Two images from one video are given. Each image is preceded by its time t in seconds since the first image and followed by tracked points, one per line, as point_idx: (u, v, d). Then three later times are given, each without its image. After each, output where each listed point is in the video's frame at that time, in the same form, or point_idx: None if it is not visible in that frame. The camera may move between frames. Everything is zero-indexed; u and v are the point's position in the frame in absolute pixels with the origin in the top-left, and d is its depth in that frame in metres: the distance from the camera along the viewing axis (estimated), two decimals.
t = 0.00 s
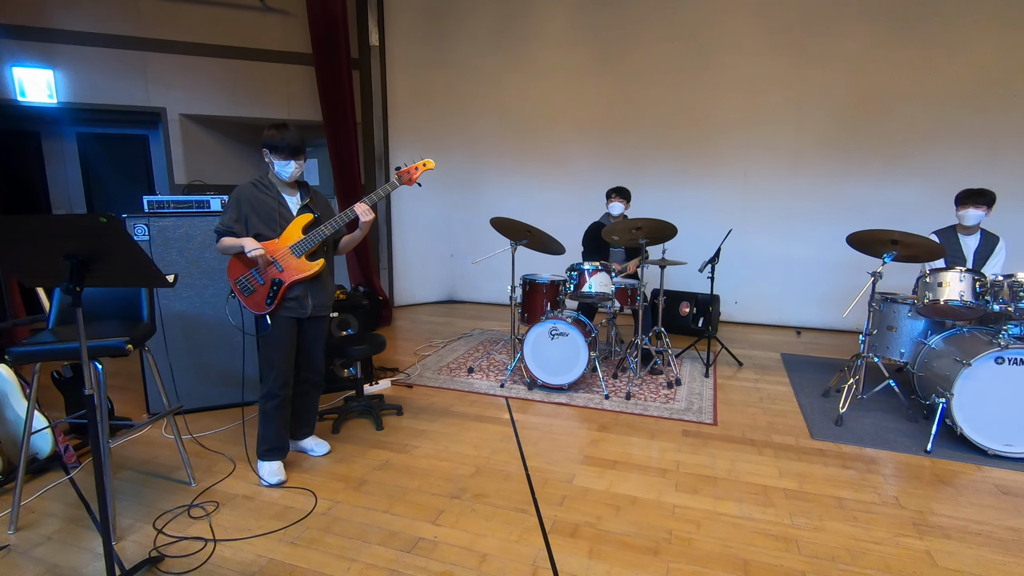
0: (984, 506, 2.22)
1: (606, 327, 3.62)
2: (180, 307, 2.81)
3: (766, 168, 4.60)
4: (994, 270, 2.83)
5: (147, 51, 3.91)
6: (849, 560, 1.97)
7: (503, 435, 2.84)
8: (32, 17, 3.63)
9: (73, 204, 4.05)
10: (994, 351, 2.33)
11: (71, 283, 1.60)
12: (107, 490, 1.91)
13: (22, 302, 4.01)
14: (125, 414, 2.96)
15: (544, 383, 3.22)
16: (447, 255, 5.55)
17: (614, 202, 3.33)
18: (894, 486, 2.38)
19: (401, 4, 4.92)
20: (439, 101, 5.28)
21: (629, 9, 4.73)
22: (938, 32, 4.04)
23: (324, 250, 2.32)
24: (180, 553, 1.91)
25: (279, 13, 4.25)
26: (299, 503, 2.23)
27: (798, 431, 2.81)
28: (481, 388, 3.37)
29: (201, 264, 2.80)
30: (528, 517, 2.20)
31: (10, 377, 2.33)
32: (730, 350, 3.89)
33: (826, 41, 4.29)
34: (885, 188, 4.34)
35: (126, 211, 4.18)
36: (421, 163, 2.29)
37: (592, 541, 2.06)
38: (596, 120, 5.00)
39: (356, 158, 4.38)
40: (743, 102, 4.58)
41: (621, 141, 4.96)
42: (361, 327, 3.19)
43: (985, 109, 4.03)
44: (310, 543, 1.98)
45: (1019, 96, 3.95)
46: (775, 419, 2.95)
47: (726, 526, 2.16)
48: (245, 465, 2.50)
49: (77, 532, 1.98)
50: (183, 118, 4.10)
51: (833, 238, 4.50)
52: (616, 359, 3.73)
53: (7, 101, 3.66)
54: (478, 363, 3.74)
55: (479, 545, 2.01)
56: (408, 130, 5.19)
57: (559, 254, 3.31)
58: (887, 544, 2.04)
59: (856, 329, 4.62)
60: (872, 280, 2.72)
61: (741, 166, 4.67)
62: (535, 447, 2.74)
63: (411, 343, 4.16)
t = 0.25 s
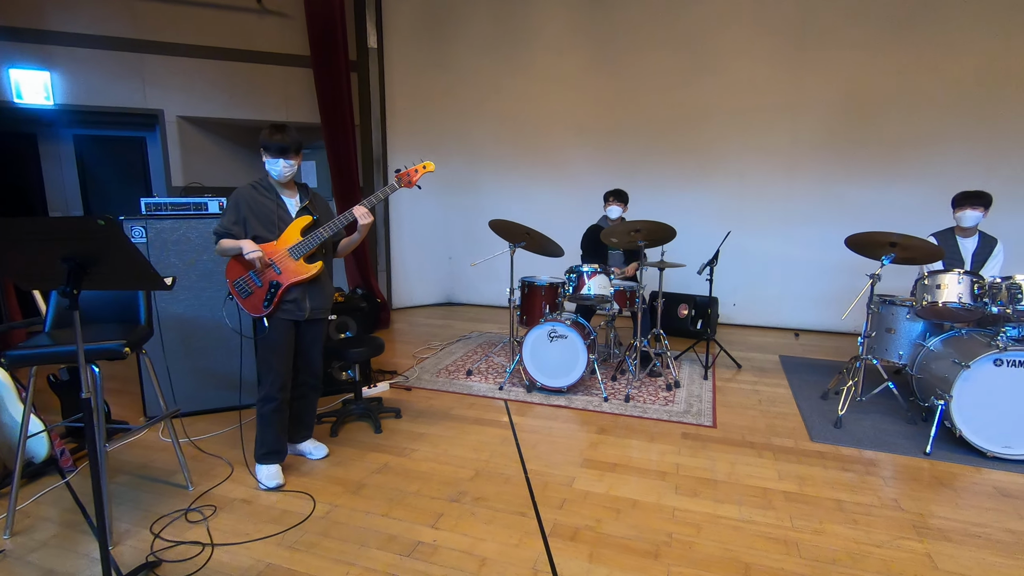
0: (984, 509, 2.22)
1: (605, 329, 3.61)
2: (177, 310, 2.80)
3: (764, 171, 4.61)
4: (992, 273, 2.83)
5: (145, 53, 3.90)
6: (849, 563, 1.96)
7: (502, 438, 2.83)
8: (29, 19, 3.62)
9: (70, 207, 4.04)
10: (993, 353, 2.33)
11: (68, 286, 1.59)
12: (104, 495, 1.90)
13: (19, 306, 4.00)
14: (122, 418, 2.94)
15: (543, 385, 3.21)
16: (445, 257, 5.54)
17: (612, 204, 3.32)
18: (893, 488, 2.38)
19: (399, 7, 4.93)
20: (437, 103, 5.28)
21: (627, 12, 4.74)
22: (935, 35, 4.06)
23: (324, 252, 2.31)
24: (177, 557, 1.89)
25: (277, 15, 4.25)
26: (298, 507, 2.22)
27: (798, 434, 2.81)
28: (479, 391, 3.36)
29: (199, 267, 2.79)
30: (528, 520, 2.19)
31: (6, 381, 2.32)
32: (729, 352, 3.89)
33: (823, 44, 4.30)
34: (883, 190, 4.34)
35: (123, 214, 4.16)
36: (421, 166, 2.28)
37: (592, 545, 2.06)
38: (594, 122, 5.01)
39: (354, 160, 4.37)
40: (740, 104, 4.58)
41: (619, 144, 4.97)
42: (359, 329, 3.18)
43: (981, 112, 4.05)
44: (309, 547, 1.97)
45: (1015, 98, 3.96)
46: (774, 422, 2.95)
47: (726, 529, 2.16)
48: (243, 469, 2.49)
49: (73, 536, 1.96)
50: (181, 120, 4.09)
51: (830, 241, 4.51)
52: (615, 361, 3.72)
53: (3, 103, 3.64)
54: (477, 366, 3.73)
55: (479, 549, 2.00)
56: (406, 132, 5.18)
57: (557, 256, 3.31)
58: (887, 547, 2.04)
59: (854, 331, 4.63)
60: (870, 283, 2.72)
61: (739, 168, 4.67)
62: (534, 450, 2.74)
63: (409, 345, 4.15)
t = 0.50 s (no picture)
0: (973, 508, 2.23)
1: (597, 331, 3.61)
2: (166, 314, 2.77)
3: (754, 173, 4.64)
4: (978, 273, 2.84)
5: (133, 55, 3.87)
6: (840, 563, 1.97)
7: (495, 441, 2.82)
8: (15, 20, 3.58)
9: (56, 210, 3.99)
10: (980, 353, 2.35)
11: (52, 291, 1.57)
12: (90, 502, 1.87)
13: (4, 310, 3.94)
14: (110, 423, 2.91)
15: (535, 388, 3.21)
16: (437, 260, 5.53)
17: (604, 206, 3.33)
18: (883, 488, 2.40)
19: (390, 9, 4.92)
20: (429, 106, 5.28)
21: (618, 15, 4.76)
22: (921, 39, 4.11)
23: (314, 256, 2.29)
24: (165, 565, 1.87)
25: (267, 17, 4.23)
26: (288, 512, 2.20)
27: (789, 435, 2.83)
28: (472, 394, 3.35)
29: (187, 271, 2.76)
30: (521, 524, 2.18)
31: None
32: (720, 353, 3.90)
33: (812, 48, 4.34)
34: (872, 192, 4.39)
35: (111, 217, 4.12)
36: (412, 169, 2.28)
37: (585, 548, 2.05)
38: (586, 125, 5.02)
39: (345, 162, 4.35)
40: (731, 107, 4.62)
41: (611, 146, 4.98)
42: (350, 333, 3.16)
43: (967, 114, 4.11)
44: (299, 554, 1.95)
45: (999, 101, 4.02)
46: (765, 422, 2.96)
47: (718, 531, 2.16)
48: (232, 475, 2.47)
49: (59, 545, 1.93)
50: (170, 122, 4.06)
51: (820, 243, 4.55)
52: (607, 363, 3.73)
53: None
54: (469, 368, 3.72)
55: (471, 553, 1.99)
56: (398, 135, 5.17)
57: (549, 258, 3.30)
58: (878, 547, 2.05)
59: (844, 331, 4.66)
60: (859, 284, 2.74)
61: (730, 171, 4.70)
62: (527, 453, 2.73)
63: (401, 348, 4.13)
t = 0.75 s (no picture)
0: (950, 505, 2.27)
1: (582, 333, 3.62)
2: (145, 317, 2.72)
3: (737, 175, 4.69)
4: (954, 274, 2.90)
5: (112, 54, 3.81)
6: (821, 561, 2.00)
7: (480, 443, 2.81)
8: None
9: (31, 211, 3.90)
10: (956, 352, 2.39)
11: (27, 295, 1.57)
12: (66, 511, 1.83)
13: None
14: (87, 429, 2.85)
15: (520, 389, 3.21)
16: (423, 261, 5.51)
17: (589, 208, 3.34)
18: (863, 486, 2.43)
19: (375, 10, 4.89)
20: (414, 107, 5.26)
21: (603, 18, 4.78)
22: (899, 45, 4.19)
23: (295, 257, 2.26)
24: (143, 573, 1.83)
25: (250, 17, 4.19)
26: (270, 517, 2.17)
27: (771, 434, 2.86)
28: (457, 396, 3.34)
29: (167, 273, 2.71)
30: (506, 526, 2.18)
31: None
32: (704, 354, 3.93)
33: (793, 52, 4.41)
34: (852, 194, 4.46)
35: (89, 218, 4.04)
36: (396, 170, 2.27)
37: (569, 549, 2.05)
38: (571, 127, 5.04)
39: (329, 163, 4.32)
40: (714, 110, 4.66)
41: (596, 149, 5.01)
42: (334, 335, 3.14)
43: (943, 119, 4.19)
44: (282, 559, 1.93)
45: (974, 106, 4.12)
46: (748, 422, 2.99)
47: (701, 530, 2.18)
48: (213, 479, 2.43)
49: (33, 554, 1.89)
50: (150, 122, 4.00)
51: (801, 244, 4.61)
52: (592, 364, 3.74)
53: None
54: (454, 370, 3.71)
55: (456, 556, 1.99)
56: (383, 136, 5.14)
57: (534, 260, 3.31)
58: (857, 544, 2.07)
59: (825, 332, 4.73)
60: (840, 285, 2.77)
61: (713, 173, 4.75)
62: (512, 454, 2.73)
63: (386, 351, 4.11)
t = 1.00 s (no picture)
0: (914, 494, 2.35)
1: (559, 332, 3.64)
2: (111, 321, 2.65)
3: (711, 176, 4.77)
4: (918, 271, 3.00)
5: (74, 49, 3.68)
6: (792, 553, 2.04)
7: (457, 444, 2.80)
8: None
9: None
10: (919, 346, 2.46)
11: None
12: (26, 522, 1.76)
13: None
14: (48, 436, 2.75)
15: (497, 389, 3.21)
16: (399, 262, 5.47)
17: (564, 207, 3.35)
18: (832, 478, 2.49)
19: (349, 8, 4.84)
20: (390, 106, 5.22)
21: (578, 19, 4.81)
22: (865, 49, 4.31)
23: (261, 258, 2.22)
24: None
25: (219, 13, 4.10)
26: (242, 523, 2.13)
27: (744, 429, 2.91)
28: (434, 396, 3.33)
29: (133, 275, 2.65)
30: (483, 526, 2.17)
31: None
32: (679, 352, 3.99)
33: (763, 55, 4.50)
34: (822, 194, 4.57)
35: (50, 219, 3.91)
36: (365, 169, 2.24)
37: (546, 547, 2.06)
38: (547, 127, 5.06)
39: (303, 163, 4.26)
40: (687, 111, 4.73)
41: (572, 149, 5.03)
42: (308, 337, 3.10)
43: (907, 121, 4.33)
44: (254, 565, 1.89)
45: (936, 109, 4.25)
46: (722, 418, 3.04)
47: (676, 525, 2.21)
48: (182, 486, 2.37)
49: None
50: (115, 120, 3.87)
51: (773, 243, 4.70)
52: (569, 363, 3.76)
53: None
54: (431, 371, 3.69)
55: (432, 557, 1.97)
56: (358, 135, 5.09)
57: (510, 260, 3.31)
58: (826, 535, 2.13)
59: (796, 329, 4.84)
60: (809, 283, 2.83)
61: (687, 173, 4.81)
62: (489, 454, 2.72)
63: (362, 352, 4.06)
